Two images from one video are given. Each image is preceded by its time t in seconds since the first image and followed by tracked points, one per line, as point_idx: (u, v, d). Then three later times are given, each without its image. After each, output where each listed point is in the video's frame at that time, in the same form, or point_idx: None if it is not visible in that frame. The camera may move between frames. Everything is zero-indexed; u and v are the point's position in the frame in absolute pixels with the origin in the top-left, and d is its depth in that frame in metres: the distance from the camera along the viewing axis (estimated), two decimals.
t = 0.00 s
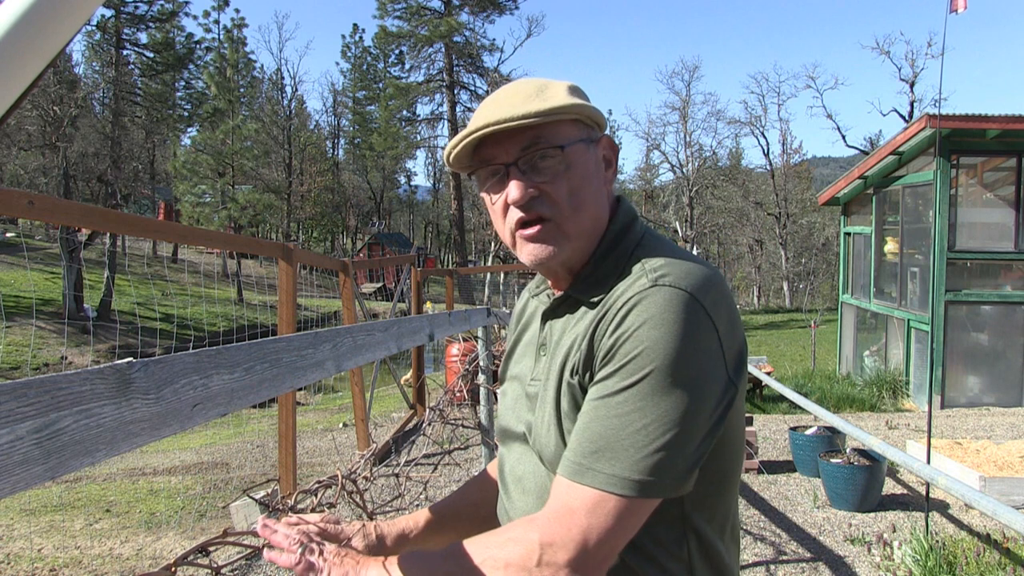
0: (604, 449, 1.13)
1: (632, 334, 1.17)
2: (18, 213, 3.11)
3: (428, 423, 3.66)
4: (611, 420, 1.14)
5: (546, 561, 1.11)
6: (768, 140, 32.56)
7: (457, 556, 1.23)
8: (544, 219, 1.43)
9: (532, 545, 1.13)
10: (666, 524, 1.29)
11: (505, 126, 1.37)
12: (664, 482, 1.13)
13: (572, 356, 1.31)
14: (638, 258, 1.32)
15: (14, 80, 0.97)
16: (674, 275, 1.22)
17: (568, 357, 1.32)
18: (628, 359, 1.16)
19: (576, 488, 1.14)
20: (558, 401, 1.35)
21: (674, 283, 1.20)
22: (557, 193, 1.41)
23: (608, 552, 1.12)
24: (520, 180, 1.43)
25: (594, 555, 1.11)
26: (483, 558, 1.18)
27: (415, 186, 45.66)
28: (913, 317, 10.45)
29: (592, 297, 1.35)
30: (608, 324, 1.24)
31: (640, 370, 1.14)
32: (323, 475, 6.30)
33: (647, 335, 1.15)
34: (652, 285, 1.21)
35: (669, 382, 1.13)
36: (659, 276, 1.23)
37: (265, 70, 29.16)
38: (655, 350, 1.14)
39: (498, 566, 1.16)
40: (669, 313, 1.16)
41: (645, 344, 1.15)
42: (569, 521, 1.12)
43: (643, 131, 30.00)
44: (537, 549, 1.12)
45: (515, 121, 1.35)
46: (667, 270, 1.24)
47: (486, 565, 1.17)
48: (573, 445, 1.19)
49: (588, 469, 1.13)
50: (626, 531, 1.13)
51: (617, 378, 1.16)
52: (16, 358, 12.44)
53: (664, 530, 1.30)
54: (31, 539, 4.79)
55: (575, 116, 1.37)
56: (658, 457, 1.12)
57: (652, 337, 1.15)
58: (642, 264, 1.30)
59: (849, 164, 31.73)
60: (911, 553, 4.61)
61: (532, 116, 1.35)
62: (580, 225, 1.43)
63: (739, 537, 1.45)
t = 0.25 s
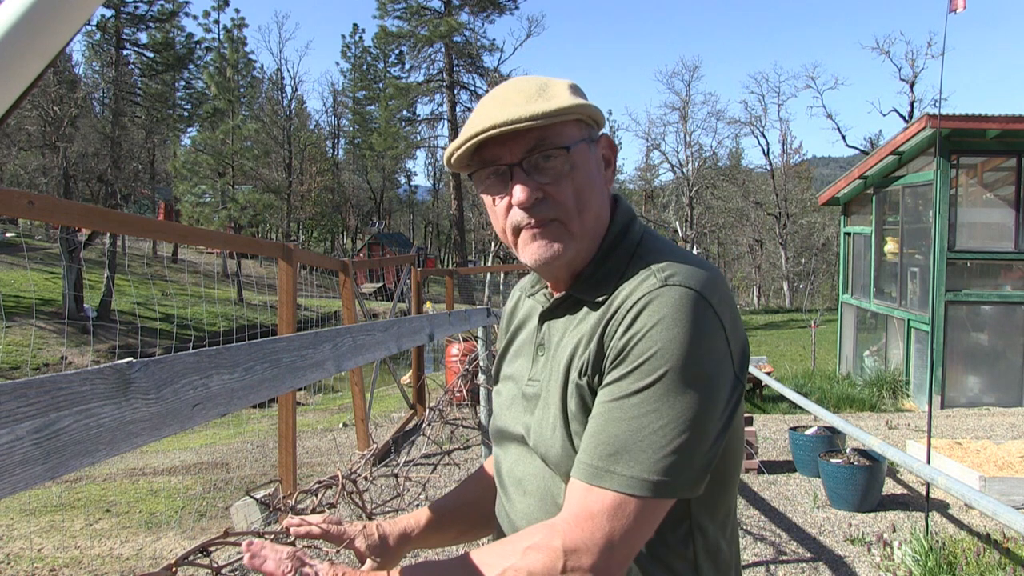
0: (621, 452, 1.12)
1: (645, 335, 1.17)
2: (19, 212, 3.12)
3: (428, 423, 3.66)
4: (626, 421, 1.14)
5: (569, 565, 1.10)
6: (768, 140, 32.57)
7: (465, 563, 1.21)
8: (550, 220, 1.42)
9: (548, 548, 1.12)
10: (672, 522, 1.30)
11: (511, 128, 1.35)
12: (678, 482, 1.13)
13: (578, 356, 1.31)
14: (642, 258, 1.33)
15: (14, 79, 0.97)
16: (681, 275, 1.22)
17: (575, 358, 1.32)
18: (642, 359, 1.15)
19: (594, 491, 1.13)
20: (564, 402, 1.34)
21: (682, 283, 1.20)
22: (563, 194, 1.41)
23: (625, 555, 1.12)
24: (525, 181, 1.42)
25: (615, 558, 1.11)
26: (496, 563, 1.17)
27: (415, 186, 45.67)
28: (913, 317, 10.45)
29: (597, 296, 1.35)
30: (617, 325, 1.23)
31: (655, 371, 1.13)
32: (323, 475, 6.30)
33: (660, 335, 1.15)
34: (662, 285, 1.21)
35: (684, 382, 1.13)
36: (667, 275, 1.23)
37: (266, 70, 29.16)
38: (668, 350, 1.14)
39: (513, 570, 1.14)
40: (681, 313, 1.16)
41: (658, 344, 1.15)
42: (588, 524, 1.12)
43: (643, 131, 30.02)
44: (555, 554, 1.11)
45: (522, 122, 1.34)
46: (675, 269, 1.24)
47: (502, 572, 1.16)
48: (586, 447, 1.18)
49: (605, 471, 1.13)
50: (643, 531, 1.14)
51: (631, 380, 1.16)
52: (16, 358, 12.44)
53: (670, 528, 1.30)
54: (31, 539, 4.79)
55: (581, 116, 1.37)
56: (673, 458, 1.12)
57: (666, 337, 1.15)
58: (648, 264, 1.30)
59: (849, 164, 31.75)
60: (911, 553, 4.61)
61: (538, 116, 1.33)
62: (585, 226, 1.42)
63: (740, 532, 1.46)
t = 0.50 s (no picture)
0: (622, 452, 1.13)
1: (647, 335, 1.17)
2: (19, 212, 3.12)
3: (428, 423, 3.66)
4: (628, 422, 1.14)
5: (575, 565, 1.10)
6: (768, 140, 32.61)
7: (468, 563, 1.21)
8: (549, 226, 1.42)
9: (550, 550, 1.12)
10: (674, 521, 1.29)
11: (506, 139, 1.35)
12: (680, 480, 1.13)
13: (580, 357, 1.31)
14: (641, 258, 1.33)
15: (14, 78, 0.97)
16: (682, 274, 1.22)
17: (576, 358, 1.32)
18: (643, 360, 1.16)
19: (599, 491, 1.13)
20: (566, 402, 1.34)
21: (684, 283, 1.20)
22: (560, 199, 1.41)
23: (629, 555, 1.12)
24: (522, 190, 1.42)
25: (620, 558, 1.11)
26: (499, 563, 1.17)
27: (415, 185, 45.67)
28: (913, 317, 10.45)
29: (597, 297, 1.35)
30: (618, 325, 1.23)
31: (657, 372, 1.13)
32: (323, 475, 6.30)
33: (661, 336, 1.15)
34: (663, 285, 1.20)
35: (685, 384, 1.13)
36: (668, 275, 1.23)
37: (266, 70, 29.14)
38: (670, 351, 1.14)
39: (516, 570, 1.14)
40: (681, 314, 1.16)
41: (658, 345, 1.15)
42: (592, 526, 1.12)
43: (644, 131, 29.92)
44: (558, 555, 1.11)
45: (516, 132, 1.34)
46: (675, 269, 1.24)
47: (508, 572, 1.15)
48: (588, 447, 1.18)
49: (608, 472, 1.13)
50: (646, 531, 1.14)
51: (632, 382, 1.16)
52: (16, 358, 12.44)
53: (670, 528, 1.30)
54: (31, 539, 4.79)
55: (576, 120, 1.36)
56: (674, 458, 1.12)
57: (667, 338, 1.15)
58: (647, 265, 1.30)
59: (849, 164, 31.74)
60: (911, 553, 4.61)
61: (531, 125, 1.33)
62: (583, 230, 1.42)
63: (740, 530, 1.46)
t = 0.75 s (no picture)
0: (632, 453, 1.13)
1: (655, 337, 1.17)
2: (19, 212, 3.13)
3: (428, 423, 3.66)
4: (635, 425, 1.14)
5: (582, 566, 1.11)
6: (768, 140, 32.60)
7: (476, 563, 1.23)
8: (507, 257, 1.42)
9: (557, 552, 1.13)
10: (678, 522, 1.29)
11: (443, 189, 1.35)
12: (689, 483, 1.13)
13: (586, 357, 1.31)
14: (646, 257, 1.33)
15: (14, 77, 0.97)
16: (688, 276, 1.22)
17: (582, 361, 1.32)
18: (649, 363, 1.16)
19: (606, 493, 1.14)
20: (572, 403, 1.34)
21: (692, 285, 1.20)
22: (509, 235, 1.38)
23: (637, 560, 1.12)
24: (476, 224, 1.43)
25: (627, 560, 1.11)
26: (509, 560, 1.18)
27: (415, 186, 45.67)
28: (913, 317, 10.45)
29: (600, 299, 1.35)
30: (624, 328, 1.23)
31: (666, 374, 1.14)
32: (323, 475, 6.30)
33: (669, 338, 1.15)
34: (670, 288, 1.20)
35: (693, 389, 1.13)
36: (675, 277, 1.22)
37: (265, 70, 29.13)
38: (676, 354, 1.14)
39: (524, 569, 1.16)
40: (689, 316, 1.16)
41: (664, 349, 1.15)
42: (602, 525, 1.13)
43: (643, 131, 29.90)
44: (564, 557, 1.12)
45: (450, 184, 1.34)
46: (681, 270, 1.24)
47: (517, 570, 1.17)
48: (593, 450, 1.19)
49: (615, 475, 1.13)
50: (654, 535, 1.14)
51: (638, 386, 1.16)
52: (17, 357, 12.45)
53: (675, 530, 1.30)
54: (30, 538, 4.79)
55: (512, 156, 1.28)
56: (680, 462, 1.12)
57: (674, 341, 1.15)
58: (653, 266, 1.30)
59: (849, 164, 31.74)
60: (911, 553, 4.61)
61: (460, 178, 1.32)
62: (542, 260, 1.40)
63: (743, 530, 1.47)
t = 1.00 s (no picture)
0: (620, 453, 1.12)
1: (646, 339, 1.16)
2: (18, 212, 3.12)
3: (428, 423, 3.65)
4: (623, 423, 1.14)
5: (566, 564, 1.12)
6: (768, 140, 32.55)
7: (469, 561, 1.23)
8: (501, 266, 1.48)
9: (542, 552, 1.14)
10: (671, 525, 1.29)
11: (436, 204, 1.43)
12: (678, 485, 1.13)
13: (581, 358, 1.31)
14: (644, 257, 1.32)
15: (14, 76, 0.97)
16: (683, 276, 1.22)
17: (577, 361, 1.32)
18: (639, 363, 1.16)
19: (594, 492, 1.13)
20: (568, 403, 1.34)
21: (686, 287, 1.19)
22: (499, 247, 1.44)
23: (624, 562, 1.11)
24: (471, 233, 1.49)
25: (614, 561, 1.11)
26: (499, 560, 1.19)
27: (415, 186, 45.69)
28: (913, 317, 10.44)
29: (593, 298, 1.34)
30: (617, 327, 1.23)
31: (656, 374, 1.13)
32: (323, 475, 6.30)
33: (661, 338, 1.15)
34: (663, 288, 1.20)
35: (684, 388, 1.13)
36: (670, 278, 1.21)
37: (265, 70, 29.11)
38: (668, 355, 1.14)
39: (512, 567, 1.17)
40: (683, 315, 1.16)
41: (657, 348, 1.15)
42: (590, 525, 1.12)
43: (643, 131, 29.87)
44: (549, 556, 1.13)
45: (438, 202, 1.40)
46: (676, 271, 1.23)
47: (505, 570, 1.17)
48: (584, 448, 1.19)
49: (601, 473, 1.13)
50: (642, 537, 1.13)
51: (627, 388, 1.16)
52: (16, 358, 12.45)
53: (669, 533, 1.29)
54: (30, 539, 4.79)
55: (488, 176, 1.31)
56: (672, 459, 1.12)
57: (665, 340, 1.15)
58: (647, 266, 1.30)
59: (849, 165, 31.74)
60: (911, 553, 4.61)
61: (444, 196, 1.38)
62: (533, 270, 1.43)
63: (745, 533, 1.46)
